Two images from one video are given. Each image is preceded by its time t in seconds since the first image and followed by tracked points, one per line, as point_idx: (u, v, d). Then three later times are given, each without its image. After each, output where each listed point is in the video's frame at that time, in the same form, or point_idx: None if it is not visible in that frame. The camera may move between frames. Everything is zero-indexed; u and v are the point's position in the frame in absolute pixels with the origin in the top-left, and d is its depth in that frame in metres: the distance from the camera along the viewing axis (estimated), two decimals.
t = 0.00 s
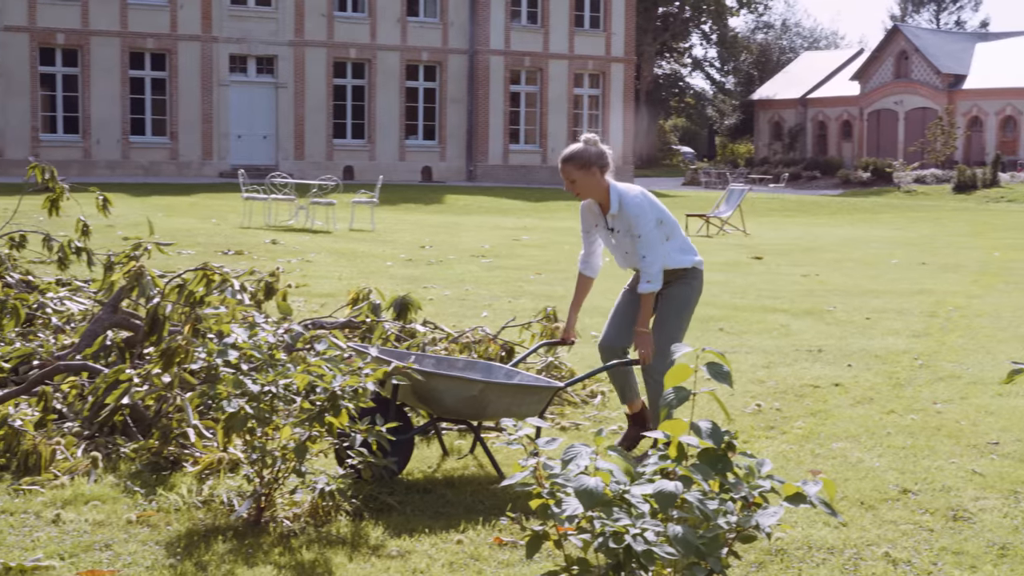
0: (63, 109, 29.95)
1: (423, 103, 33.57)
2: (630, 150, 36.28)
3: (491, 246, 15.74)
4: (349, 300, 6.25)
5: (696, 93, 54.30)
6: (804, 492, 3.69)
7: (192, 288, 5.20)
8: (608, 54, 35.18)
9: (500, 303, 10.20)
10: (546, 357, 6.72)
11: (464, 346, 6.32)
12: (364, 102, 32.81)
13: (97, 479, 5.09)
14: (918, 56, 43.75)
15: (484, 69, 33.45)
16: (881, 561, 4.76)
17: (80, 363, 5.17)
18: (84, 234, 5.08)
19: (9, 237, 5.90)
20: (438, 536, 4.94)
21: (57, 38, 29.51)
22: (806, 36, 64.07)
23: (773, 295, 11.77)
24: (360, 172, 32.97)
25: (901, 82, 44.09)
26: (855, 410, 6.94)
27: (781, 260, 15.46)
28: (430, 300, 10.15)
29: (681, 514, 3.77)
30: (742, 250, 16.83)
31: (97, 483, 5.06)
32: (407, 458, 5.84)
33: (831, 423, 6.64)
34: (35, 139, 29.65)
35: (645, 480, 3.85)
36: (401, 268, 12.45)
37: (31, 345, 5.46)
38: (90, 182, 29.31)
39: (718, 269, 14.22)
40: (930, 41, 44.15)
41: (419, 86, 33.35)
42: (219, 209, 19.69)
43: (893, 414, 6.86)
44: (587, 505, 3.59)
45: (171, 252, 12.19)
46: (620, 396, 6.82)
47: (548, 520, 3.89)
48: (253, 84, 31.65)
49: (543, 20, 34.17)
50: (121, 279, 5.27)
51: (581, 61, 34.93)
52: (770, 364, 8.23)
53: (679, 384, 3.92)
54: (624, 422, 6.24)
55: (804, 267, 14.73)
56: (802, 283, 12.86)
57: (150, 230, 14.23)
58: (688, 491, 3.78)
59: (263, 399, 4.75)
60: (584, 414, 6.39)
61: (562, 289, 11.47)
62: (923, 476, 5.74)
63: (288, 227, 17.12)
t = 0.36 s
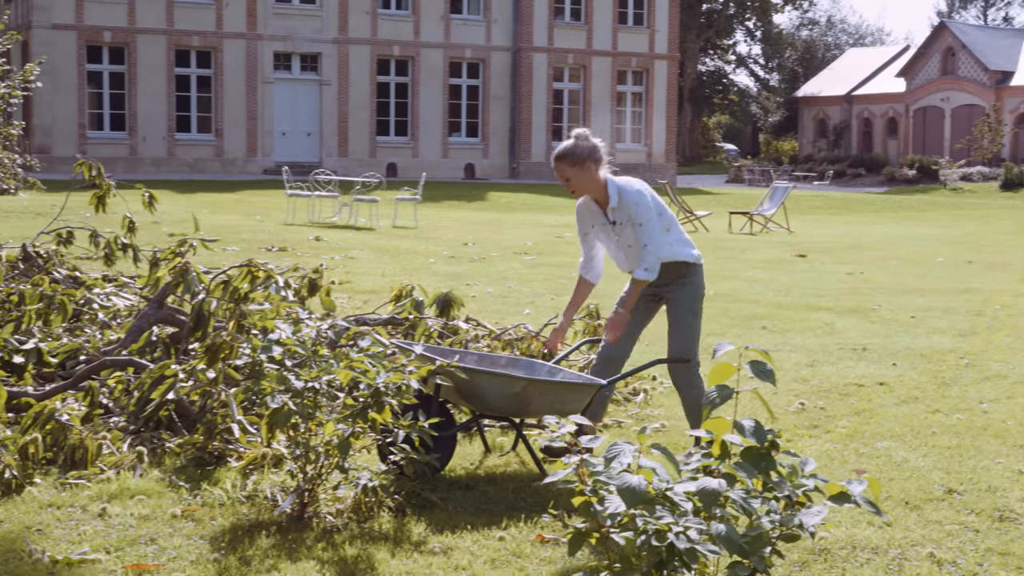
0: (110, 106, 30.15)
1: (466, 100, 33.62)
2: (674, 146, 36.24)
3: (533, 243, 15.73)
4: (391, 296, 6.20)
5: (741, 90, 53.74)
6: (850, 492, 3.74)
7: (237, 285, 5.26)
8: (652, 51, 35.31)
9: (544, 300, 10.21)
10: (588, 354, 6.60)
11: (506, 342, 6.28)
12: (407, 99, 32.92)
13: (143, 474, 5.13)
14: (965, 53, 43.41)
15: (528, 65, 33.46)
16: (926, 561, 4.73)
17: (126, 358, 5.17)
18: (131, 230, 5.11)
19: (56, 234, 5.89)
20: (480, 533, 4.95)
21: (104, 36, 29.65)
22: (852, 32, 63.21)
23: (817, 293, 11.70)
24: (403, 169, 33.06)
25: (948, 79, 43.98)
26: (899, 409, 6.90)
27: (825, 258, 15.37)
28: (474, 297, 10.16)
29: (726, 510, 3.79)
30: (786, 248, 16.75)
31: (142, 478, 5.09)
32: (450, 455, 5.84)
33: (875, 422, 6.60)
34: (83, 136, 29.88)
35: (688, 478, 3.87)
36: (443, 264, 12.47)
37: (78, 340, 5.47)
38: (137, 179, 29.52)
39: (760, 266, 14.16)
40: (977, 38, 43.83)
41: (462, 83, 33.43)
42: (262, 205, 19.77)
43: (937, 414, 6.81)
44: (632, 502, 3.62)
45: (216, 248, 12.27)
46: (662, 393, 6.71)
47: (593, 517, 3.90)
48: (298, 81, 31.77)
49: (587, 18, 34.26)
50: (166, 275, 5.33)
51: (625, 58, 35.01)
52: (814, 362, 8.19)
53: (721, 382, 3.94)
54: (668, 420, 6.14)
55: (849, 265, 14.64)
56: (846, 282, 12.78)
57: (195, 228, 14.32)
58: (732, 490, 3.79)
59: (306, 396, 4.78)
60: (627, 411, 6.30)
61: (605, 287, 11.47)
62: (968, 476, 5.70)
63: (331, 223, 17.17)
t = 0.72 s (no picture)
0: (155, 103, 30.30)
1: (508, 97, 33.86)
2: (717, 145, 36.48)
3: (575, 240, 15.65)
4: (434, 293, 6.19)
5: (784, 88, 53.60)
6: (894, 490, 3.65)
7: (281, 281, 5.32)
8: (695, 48, 35.70)
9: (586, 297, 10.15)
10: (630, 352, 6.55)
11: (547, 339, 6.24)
12: (450, 97, 33.14)
13: (187, 469, 5.17)
14: (1013, 50, 42.98)
15: (570, 63, 33.76)
16: (971, 562, 4.69)
17: (172, 353, 5.25)
18: (176, 227, 5.15)
19: (103, 230, 5.99)
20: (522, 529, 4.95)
21: (149, 34, 29.79)
22: (896, 29, 63.13)
23: (861, 291, 11.62)
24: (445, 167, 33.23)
25: (995, 76, 43.56)
26: (945, 408, 6.83)
27: (869, 256, 15.25)
28: (515, 294, 10.14)
29: (771, 508, 3.76)
30: (829, 246, 16.65)
31: (187, 472, 5.13)
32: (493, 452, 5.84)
33: (920, 421, 6.55)
34: (128, 133, 29.96)
35: (732, 477, 3.85)
36: (486, 261, 12.46)
37: (125, 335, 5.61)
38: (184, 176, 29.72)
39: (803, 264, 14.09)
40: None
41: (504, 80, 33.67)
42: (305, 203, 19.85)
43: (983, 414, 6.74)
44: (673, 501, 3.61)
45: (260, 245, 12.32)
46: (704, 391, 6.67)
47: (635, 516, 3.89)
48: (341, 78, 32.05)
49: (629, 15, 34.64)
50: (211, 272, 5.41)
51: (668, 55, 35.39)
52: (858, 361, 8.14)
53: (766, 381, 3.86)
54: (710, 418, 6.11)
55: (893, 263, 14.52)
56: (891, 280, 12.69)
57: (239, 224, 14.38)
58: (775, 489, 3.76)
59: (349, 391, 4.80)
60: (669, 409, 6.27)
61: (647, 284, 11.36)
62: (1015, 476, 5.64)
63: (373, 221, 17.19)
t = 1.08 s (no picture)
0: (199, 101, 30.73)
1: (550, 95, 34.17)
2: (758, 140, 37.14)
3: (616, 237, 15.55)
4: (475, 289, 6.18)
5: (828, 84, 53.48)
6: (939, 490, 3.61)
7: (323, 278, 5.34)
8: (738, 45, 36.00)
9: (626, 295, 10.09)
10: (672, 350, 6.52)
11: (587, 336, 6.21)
12: (492, 94, 33.43)
13: (230, 463, 5.19)
14: None
15: (612, 60, 34.12)
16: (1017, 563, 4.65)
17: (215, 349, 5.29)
18: (219, 223, 5.17)
19: (147, 226, 6.08)
20: (563, 527, 4.95)
21: (194, 32, 30.22)
22: (940, 25, 62.75)
23: (905, 290, 11.53)
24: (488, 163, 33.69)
25: None
26: (989, 408, 6.77)
27: (913, 254, 15.13)
28: (556, 291, 10.11)
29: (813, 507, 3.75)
30: (872, 243, 16.53)
31: (230, 467, 5.16)
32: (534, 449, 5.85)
33: (964, 421, 6.49)
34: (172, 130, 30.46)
35: (774, 476, 3.84)
36: (527, 258, 12.45)
37: (168, 331, 5.67)
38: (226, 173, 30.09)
39: (846, 262, 14.00)
40: None
41: (546, 78, 33.93)
42: (347, 199, 19.92)
43: None
44: (714, 499, 3.59)
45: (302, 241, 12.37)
46: (746, 389, 6.65)
47: (678, 514, 3.88)
48: (384, 75, 32.31)
49: (671, 12, 35.00)
50: (255, 269, 5.46)
51: (710, 52, 35.73)
52: (901, 359, 8.08)
53: (809, 379, 3.83)
54: (752, 416, 6.08)
55: (938, 261, 14.39)
56: (936, 278, 12.59)
57: (281, 221, 14.44)
58: (818, 487, 3.75)
59: (391, 388, 4.81)
60: (710, 407, 6.25)
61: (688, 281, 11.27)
62: None
63: (415, 217, 17.21)
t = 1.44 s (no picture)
0: (241, 97, 31.36)
1: (591, 91, 34.55)
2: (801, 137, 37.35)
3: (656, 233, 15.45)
4: (516, 286, 6.20)
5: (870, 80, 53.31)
6: (983, 490, 3.58)
7: (364, 273, 5.36)
8: (779, 41, 36.26)
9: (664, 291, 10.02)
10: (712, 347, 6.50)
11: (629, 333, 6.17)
12: (533, 90, 33.86)
13: (271, 458, 5.23)
14: None
15: (653, 56, 34.47)
16: None
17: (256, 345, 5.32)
18: (261, 219, 5.21)
19: (190, 222, 6.18)
20: (603, 524, 4.94)
21: (236, 29, 30.84)
22: (985, 22, 62.20)
23: (948, 287, 11.44)
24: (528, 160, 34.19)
25: None
26: None
27: (957, 252, 15.01)
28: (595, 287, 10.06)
29: (854, 505, 3.73)
30: (915, 241, 16.42)
31: (271, 462, 5.19)
32: (574, 444, 5.87)
33: (1007, 420, 6.43)
34: (214, 127, 31.05)
35: (817, 474, 3.82)
36: (567, 255, 12.44)
37: (210, 326, 5.71)
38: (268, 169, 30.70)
39: (888, 259, 13.91)
40: None
41: (587, 74, 34.37)
42: (388, 196, 20.01)
43: None
44: (755, 497, 3.58)
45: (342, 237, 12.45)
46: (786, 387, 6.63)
47: (718, 512, 3.88)
48: (424, 72, 32.91)
49: (713, 8, 35.30)
50: (295, 264, 5.47)
51: (752, 48, 35.97)
52: (944, 358, 8.02)
53: (851, 377, 3.79)
54: (793, 414, 6.07)
55: (981, 259, 14.26)
56: (980, 275, 12.48)
57: (322, 217, 14.51)
58: (860, 485, 3.73)
59: (431, 383, 4.80)
60: (750, 405, 6.24)
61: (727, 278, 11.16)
62: None
63: (455, 214, 17.23)
